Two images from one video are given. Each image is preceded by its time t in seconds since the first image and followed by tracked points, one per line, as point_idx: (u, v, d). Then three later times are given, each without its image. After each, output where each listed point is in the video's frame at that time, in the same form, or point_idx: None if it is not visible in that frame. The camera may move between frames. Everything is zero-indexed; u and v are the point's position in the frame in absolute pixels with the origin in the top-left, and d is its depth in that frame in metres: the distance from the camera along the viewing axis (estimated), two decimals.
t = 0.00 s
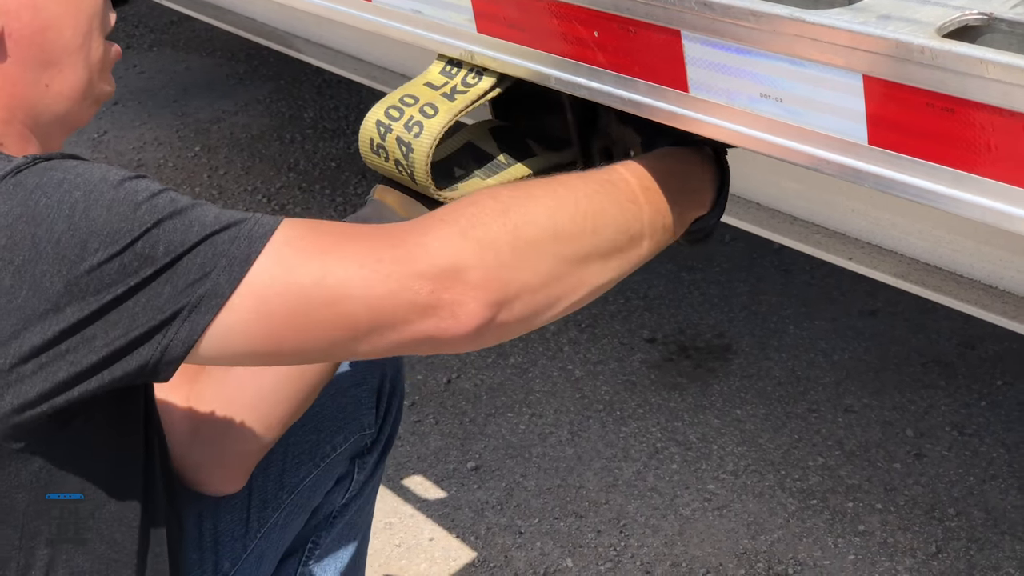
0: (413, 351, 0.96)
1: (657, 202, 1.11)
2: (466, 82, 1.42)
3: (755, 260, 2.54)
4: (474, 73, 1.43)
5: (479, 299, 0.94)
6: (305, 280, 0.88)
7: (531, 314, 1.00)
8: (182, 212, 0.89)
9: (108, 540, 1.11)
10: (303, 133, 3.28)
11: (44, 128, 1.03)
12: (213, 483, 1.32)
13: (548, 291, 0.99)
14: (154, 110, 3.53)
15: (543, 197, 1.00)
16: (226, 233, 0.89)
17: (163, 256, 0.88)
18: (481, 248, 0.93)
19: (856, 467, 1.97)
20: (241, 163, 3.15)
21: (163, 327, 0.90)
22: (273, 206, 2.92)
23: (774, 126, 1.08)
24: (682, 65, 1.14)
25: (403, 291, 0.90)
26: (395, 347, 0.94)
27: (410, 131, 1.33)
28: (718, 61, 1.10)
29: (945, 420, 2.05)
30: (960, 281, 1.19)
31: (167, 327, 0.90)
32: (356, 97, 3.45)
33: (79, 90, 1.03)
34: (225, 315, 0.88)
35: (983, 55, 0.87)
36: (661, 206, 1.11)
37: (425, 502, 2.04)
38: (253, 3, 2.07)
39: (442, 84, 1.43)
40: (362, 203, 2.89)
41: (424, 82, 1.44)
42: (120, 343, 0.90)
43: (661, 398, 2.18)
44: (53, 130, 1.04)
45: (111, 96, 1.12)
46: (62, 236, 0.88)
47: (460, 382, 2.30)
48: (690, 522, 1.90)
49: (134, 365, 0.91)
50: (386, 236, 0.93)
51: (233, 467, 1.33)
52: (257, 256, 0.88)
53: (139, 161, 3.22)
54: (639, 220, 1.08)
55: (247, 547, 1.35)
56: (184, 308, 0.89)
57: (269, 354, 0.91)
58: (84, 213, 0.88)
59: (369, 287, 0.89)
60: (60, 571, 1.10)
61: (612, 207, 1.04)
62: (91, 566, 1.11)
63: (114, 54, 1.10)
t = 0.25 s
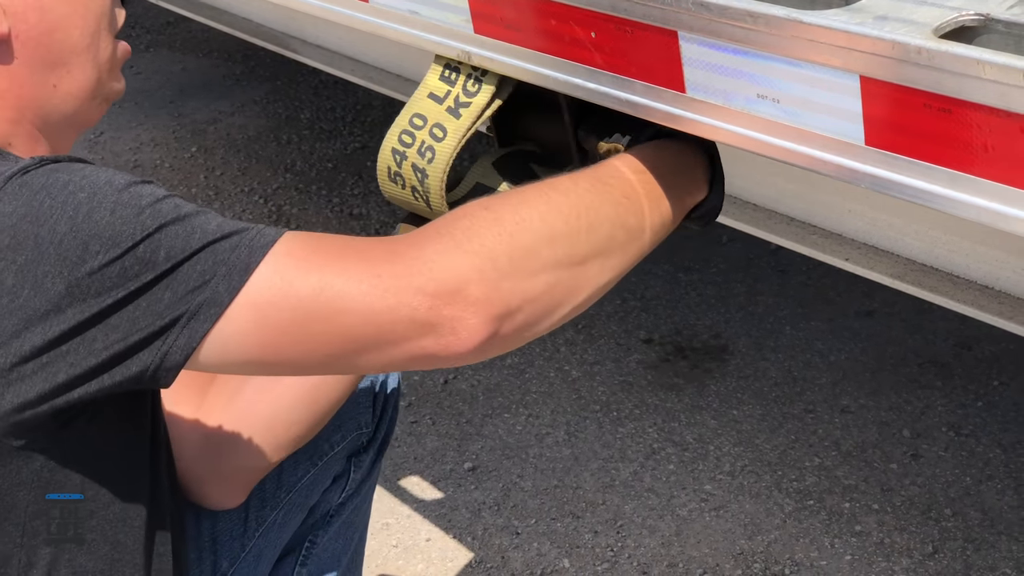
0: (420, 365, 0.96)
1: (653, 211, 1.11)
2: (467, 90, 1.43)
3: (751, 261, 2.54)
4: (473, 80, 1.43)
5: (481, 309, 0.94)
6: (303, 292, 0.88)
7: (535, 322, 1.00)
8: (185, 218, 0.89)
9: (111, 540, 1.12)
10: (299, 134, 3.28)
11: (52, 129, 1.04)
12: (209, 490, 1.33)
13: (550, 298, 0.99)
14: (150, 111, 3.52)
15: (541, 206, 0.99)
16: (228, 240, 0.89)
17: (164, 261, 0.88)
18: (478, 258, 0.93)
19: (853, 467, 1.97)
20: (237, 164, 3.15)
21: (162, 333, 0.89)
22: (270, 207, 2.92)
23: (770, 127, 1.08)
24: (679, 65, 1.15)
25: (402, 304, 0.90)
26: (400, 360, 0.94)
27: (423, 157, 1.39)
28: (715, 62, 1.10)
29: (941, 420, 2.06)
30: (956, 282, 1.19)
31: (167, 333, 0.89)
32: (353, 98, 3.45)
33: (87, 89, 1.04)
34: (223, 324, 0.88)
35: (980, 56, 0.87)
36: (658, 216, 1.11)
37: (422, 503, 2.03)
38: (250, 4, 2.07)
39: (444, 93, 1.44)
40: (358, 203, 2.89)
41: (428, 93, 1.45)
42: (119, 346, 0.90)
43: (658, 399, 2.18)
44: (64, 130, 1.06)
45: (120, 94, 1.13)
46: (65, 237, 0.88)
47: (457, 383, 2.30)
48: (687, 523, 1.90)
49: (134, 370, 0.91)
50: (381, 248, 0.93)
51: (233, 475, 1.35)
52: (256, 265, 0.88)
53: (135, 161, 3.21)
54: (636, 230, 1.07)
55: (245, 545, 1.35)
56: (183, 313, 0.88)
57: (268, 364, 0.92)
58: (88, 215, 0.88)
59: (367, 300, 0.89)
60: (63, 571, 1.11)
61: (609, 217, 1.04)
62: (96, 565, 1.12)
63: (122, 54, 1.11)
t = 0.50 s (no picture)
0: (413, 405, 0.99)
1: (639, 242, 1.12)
2: (470, 92, 1.43)
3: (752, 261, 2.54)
4: (475, 82, 1.43)
5: (467, 351, 0.96)
6: (295, 330, 0.91)
7: (522, 358, 1.02)
8: (187, 243, 0.92)
9: (113, 540, 1.13)
10: (300, 134, 3.28)
11: (69, 126, 1.12)
12: (214, 490, 1.36)
13: (536, 336, 1.02)
14: (151, 111, 3.52)
15: (528, 243, 1.01)
16: (226, 267, 0.91)
17: (163, 283, 0.91)
18: (462, 301, 0.96)
19: (855, 468, 1.97)
20: (238, 164, 3.15)
21: (155, 355, 0.92)
22: (271, 207, 2.92)
23: (772, 127, 1.08)
24: (681, 66, 1.15)
25: (389, 345, 0.93)
26: (393, 400, 0.98)
27: (433, 167, 1.41)
28: (716, 62, 1.10)
29: (942, 421, 2.05)
30: (957, 283, 1.19)
31: (160, 357, 0.92)
32: (353, 98, 3.45)
33: (102, 89, 1.12)
34: (214, 353, 0.91)
35: (982, 56, 0.87)
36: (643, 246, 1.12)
37: (423, 504, 2.03)
38: (251, 4, 2.07)
39: (448, 98, 1.44)
40: (359, 204, 2.89)
41: (433, 96, 1.46)
42: (113, 364, 0.92)
43: (659, 399, 2.18)
44: (81, 126, 1.14)
45: (137, 91, 1.20)
46: (67, 252, 0.91)
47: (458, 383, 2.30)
48: (688, 524, 1.90)
49: (129, 391, 0.94)
50: (371, 289, 0.95)
51: (234, 477, 1.36)
52: (251, 295, 0.90)
53: (136, 162, 3.21)
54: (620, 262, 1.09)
55: (251, 547, 1.38)
56: (175, 338, 0.91)
57: (259, 395, 0.95)
58: (92, 231, 0.91)
59: (355, 341, 0.92)
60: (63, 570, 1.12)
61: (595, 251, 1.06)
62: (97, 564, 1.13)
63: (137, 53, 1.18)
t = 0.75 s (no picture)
0: (384, 447, 1.04)
1: (614, 311, 1.19)
2: (473, 93, 1.43)
3: (751, 262, 2.54)
4: (478, 85, 1.43)
5: (445, 403, 1.02)
6: (286, 360, 0.95)
7: (494, 414, 1.08)
8: (181, 269, 0.94)
9: (111, 541, 1.15)
10: (300, 134, 3.28)
11: (77, 124, 1.12)
12: (254, 474, 1.38)
13: (511, 395, 1.07)
14: (151, 111, 3.52)
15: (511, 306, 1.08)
16: (217, 295, 0.94)
17: (154, 306, 0.93)
18: (448, 354, 1.01)
19: (854, 468, 1.97)
20: (238, 165, 3.15)
21: (143, 376, 0.95)
22: (271, 208, 2.92)
23: (772, 127, 1.08)
24: (681, 66, 1.15)
25: (373, 385, 0.98)
26: (367, 441, 1.02)
27: (451, 173, 1.42)
28: (716, 62, 1.10)
29: (941, 422, 2.06)
30: (956, 283, 1.19)
31: (148, 378, 0.95)
32: (353, 98, 3.45)
33: (111, 87, 1.12)
34: (202, 377, 0.94)
35: (981, 57, 0.87)
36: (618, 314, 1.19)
37: (423, 504, 2.03)
38: (251, 5, 2.07)
39: (454, 100, 1.45)
40: (359, 204, 2.89)
41: (438, 99, 1.47)
42: (100, 381, 0.95)
43: (659, 400, 2.18)
44: (90, 125, 1.14)
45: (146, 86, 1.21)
46: (60, 269, 0.93)
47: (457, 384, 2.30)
48: (688, 524, 1.90)
49: (116, 408, 0.96)
50: (362, 333, 1.00)
51: (268, 459, 1.36)
52: (243, 321, 0.94)
53: (136, 162, 3.22)
54: (591, 325, 1.16)
55: (257, 550, 1.37)
56: (163, 361, 0.94)
57: (235, 419, 0.98)
58: (87, 251, 0.93)
59: (342, 380, 0.97)
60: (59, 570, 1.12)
61: (569, 312, 1.13)
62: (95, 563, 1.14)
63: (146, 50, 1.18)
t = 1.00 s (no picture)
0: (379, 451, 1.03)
1: (622, 307, 1.17)
2: (470, 94, 1.43)
3: (753, 262, 2.54)
4: (475, 85, 1.43)
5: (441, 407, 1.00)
6: (277, 370, 0.94)
7: (493, 415, 1.06)
8: (179, 273, 0.95)
9: (111, 534, 1.15)
10: (302, 135, 3.28)
11: (81, 123, 1.12)
12: (255, 471, 1.39)
13: (510, 396, 1.06)
14: (153, 112, 3.53)
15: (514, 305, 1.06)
16: (213, 300, 0.94)
17: (150, 311, 0.94)
18: (446, 357, 1.00)
19: (855, 469, 1.97)
20: (239, 165, 3.16)
21: (142, 381, 0.95)
22: (272, 208, 2.93)
23: (772, 128, 1.08)
24: (681, 67, 1.15)
25: (366, 392, 0.96)
26: (362, 445, 1.01)
27: (447, 174, 1.42)
28: (716, 62, 1.10)
29: (942, 422, 2.05)
30: (957, 283, 1.19)
31: (146, 384, 0.95)
32: (354, 99, 3.45)
33: (115, 87, 1.12)
34: (197, 386, 0.95)
35: (981, 57, 0.87)
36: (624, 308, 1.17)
37: (424, 504, 2.03)
38: (252, 6, 2.07)
39: (452, 101, 1.44)
40: (360, 204, 2.89)
41: (437, 98, 1.46)
42: (99, 384, 0.96)
43: (660, 400, 2.18)
44: (94, 124, 1.14)
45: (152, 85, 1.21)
46: (60, 273, 0.94)
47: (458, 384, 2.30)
48: (689, 524, 1.90)
49: (116, 412, 0.97)
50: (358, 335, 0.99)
51: (268, 455, 1.38)
52: (237, 329, 0.94)
53: (138, 162, 3.22)
54: (597, 321, 1.14)
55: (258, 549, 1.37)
56: (160, 366, 0.95)
57: (232, 425, 0.98)
58: (86, 255, 0.94)
59: (333, 389, 0.96)
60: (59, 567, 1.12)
61: (573, 310, 1.10)
62: (97, 557, 1.15)
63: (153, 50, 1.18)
